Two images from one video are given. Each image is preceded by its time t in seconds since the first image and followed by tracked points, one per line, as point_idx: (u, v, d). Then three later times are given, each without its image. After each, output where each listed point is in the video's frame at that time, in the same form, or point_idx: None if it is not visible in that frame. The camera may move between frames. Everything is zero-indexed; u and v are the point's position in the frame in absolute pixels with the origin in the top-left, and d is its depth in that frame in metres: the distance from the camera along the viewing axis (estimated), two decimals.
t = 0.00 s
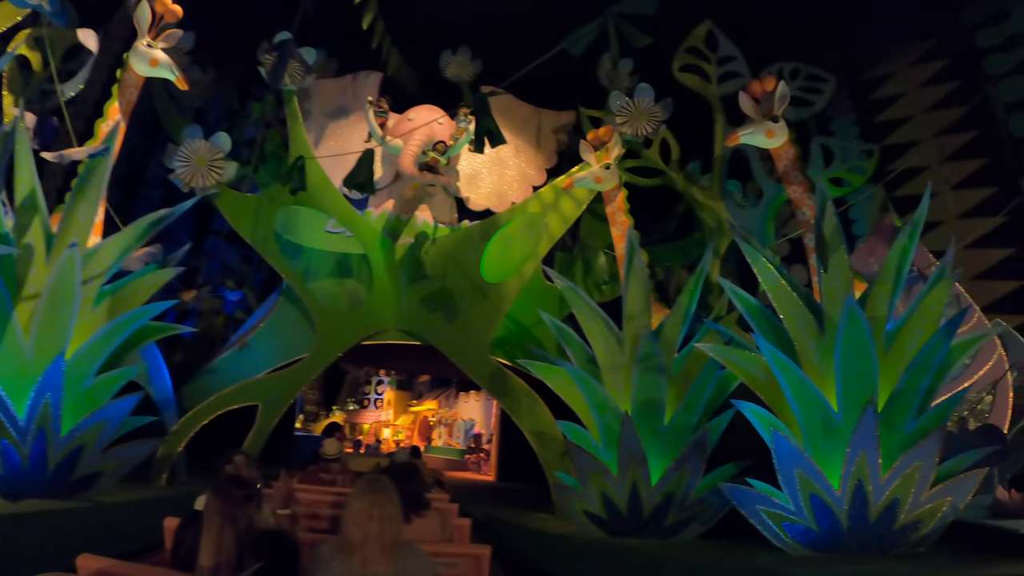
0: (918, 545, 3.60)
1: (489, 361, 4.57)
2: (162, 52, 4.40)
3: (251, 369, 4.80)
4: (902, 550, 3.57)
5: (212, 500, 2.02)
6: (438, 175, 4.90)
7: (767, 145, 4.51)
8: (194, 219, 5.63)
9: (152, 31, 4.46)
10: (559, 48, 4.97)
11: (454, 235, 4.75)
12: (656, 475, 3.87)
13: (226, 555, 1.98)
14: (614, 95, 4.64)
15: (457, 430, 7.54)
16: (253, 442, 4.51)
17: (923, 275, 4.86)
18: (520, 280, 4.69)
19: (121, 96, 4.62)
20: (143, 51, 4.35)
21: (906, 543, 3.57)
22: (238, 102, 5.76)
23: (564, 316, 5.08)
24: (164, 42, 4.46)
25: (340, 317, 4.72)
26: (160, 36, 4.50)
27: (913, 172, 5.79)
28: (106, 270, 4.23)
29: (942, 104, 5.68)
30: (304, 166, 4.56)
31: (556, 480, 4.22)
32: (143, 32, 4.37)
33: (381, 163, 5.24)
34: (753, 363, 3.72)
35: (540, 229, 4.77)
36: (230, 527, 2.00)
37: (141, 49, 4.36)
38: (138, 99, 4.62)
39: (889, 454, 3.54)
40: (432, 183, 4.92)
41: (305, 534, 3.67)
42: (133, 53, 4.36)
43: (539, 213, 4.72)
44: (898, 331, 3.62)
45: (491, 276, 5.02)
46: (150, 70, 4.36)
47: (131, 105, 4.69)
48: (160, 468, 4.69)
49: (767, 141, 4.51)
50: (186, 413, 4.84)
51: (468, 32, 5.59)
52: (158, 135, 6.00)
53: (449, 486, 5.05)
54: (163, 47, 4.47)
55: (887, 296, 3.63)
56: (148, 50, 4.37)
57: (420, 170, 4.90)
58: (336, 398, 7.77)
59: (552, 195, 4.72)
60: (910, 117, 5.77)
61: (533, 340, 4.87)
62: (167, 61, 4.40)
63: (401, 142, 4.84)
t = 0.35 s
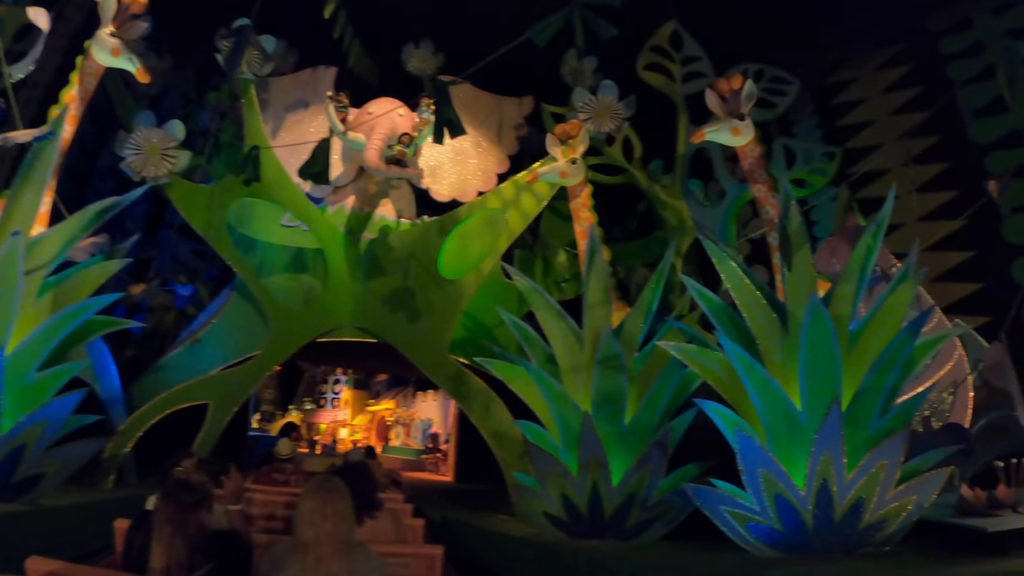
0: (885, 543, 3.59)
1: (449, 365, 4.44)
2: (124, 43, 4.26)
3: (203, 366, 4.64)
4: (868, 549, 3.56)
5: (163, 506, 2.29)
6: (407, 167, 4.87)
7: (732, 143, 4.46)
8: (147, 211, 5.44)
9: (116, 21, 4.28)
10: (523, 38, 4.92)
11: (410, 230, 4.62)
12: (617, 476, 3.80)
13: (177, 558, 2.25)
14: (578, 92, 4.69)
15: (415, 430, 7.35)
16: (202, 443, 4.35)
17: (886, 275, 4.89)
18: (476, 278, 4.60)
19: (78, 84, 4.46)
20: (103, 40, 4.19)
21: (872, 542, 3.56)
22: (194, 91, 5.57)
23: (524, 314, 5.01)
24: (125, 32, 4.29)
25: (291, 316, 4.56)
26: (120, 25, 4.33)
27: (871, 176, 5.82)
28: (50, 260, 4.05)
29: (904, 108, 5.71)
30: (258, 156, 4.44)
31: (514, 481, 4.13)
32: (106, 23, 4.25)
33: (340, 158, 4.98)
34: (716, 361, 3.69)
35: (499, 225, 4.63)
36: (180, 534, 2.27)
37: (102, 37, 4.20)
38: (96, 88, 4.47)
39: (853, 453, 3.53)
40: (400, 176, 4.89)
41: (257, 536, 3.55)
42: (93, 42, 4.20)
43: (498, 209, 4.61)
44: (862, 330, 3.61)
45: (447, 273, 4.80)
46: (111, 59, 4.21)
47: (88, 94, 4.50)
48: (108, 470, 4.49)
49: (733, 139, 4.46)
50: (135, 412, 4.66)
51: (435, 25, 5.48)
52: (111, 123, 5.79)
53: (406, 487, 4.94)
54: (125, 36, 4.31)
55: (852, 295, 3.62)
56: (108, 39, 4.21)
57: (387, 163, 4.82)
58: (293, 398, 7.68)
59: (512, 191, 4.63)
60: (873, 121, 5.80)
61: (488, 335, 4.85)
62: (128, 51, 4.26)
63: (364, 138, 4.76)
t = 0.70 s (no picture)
0: (846, 539, 3.60)
1: (405, 363, 4.34)
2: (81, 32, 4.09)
3: (151, 363, 4.49)
4: (829, 545, 3.56)
5: (109, 507, 2.35)
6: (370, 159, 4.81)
7: (698, 137, 4.47)
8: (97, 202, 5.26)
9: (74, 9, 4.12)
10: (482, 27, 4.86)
11: (364, 225, 4.52)
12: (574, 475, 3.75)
13: (122, 557, 2.31)
14: (537, 87, 4.67)
15: (369, 428, 7.31)
16: (149, 441, 4.22)
17: (844, 274, 4.95)
18: (430, 273, 4.50)
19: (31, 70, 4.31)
20: (61, 27, 4.01)
21: (833, 538, 3.56)
22: (147, 78, 5.39)
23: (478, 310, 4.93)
24: (83, 21, 4.15)
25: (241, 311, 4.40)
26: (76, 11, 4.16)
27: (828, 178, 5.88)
28: None
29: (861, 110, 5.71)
30: (209, 143, 4.36)
31: (470, 480, 4.04)
32: (64, 8, 4.05)
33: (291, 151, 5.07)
34: (675, 358, 3.66)
35: (451, 218, 4.57)
36: (126, 533, 2.34)
37: (59, 24, 4.02)
38: (48, 75, 4.30)
39: (813, 450, 3.53)
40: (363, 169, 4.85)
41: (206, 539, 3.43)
42: (51, 27, 4.00)
43: (453, 203, 4.56)
44: (820, 328, 3.62)
45: (402, 268, 4.67)
46: (66, 48, 4.02)
47: (41, 83, 4.35)
48: (50, 471, 4.30)
49: (698, 133, 4.46)
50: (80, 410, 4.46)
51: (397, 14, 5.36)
52: (58, 110, 5.57)
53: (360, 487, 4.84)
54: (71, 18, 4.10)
55: (811, 292, 3.61)
56: (66, 26, 4.02)
57: (350, 156, 4.78)
58: (246, 396, 7.37)
59: (466, 185, 4.59)
60: (832, 123, 5.87)
61: (440, 330, 4.77)
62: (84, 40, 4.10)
63: (321, 131, 4.75)
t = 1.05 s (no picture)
0: (815, 538, 3.61)
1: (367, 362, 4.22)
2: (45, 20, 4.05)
3: (103, 360, 4.32)
4: (797, 544, 3.57)
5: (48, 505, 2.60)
6: (336, 151, 4.72)
7: (674, 132, 4.43)
8: (49, 193, 5.05)
9: None
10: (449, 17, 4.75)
11: (323, 222, 4.41)
12: (537, 476, 3.68)
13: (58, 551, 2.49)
14: (501, 81, 4.58)
15: (327, 429, 6.91)
16: (99, 443, 4.03)
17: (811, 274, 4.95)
18: (390, 268, 4.41)
19: None
20: (22, 13, 4.00)
21: (800, 537, 3.57)
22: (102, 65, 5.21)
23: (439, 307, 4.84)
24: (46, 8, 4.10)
25: (198, 307, 4.26)
26: None
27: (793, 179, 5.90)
28: None
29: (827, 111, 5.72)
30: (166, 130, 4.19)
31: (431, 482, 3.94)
32: None
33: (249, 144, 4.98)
34: (641, 357, 3.60)
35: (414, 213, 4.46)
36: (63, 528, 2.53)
37: (22, 9, 3.99)
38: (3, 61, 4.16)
39: (781, 449, 3.55)
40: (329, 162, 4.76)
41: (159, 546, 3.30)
42: (11, 13, 3.99)
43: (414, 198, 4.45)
44: (787, 327, 3.61)
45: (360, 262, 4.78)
46: (26, 35, 4.01)
47: None
48: None
49: (674, 128, 4.41)
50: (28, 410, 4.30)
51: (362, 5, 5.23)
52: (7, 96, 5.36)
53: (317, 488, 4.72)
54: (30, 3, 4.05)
55: (777, 290, 3.60)
56: (27, 13, 4.01)
57: (316, 148, 4.68)
58: (203, 395, 7.32)
59: (428, 180, 4.49)
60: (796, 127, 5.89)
61: (401, 329, 4.69)
62: (46, 28, 4.05)
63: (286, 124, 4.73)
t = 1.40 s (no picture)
0: (809, 536, 3.57)
1: (350, 363, 4.14)
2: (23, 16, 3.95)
3: (79, 364, 4.19)
4: (791, 543, 3.53)
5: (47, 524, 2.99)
6: (319, 147, 4.65)
7: (671, 126, 4.38)
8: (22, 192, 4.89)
9: None
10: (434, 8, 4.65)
11: (305, 219, 4.32)
12: (525, 478, 3.61)
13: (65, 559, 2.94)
14: (484, 77, 4.47)
15: (308, 433, 6.66)
16: (75, 448, 3.90)
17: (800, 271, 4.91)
18: (373, 268, 4.33)
19: None
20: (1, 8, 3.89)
21: (794, 536, 3.53)
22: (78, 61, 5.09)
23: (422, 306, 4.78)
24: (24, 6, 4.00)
25: (176, 308, 4.14)
26: None
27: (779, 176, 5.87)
28: None
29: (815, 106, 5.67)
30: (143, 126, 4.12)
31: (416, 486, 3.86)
32: None
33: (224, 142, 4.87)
34: (629, 356, 3.54)
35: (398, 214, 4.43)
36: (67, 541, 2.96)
37: None
38: None
39: (774, 447, 3.52)
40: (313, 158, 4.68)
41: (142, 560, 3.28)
42: None
43: (398, 196, 4.38)
44: (777, 323, 3.58)
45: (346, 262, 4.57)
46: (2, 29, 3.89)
47: None
48: None
49: (672, 122, 4.37)
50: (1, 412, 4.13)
51: None
52: None
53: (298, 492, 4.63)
54: None
55: (767, 286, 3.57)
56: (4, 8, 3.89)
57: (299, 145, 4.60)
58: (182, 399, 7.35)
59: (411, 177, 4.43)
60: (777, 126, 5.82)
61: (386, 330, 4.58)
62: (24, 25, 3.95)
63: (266, 121, 4.63)
